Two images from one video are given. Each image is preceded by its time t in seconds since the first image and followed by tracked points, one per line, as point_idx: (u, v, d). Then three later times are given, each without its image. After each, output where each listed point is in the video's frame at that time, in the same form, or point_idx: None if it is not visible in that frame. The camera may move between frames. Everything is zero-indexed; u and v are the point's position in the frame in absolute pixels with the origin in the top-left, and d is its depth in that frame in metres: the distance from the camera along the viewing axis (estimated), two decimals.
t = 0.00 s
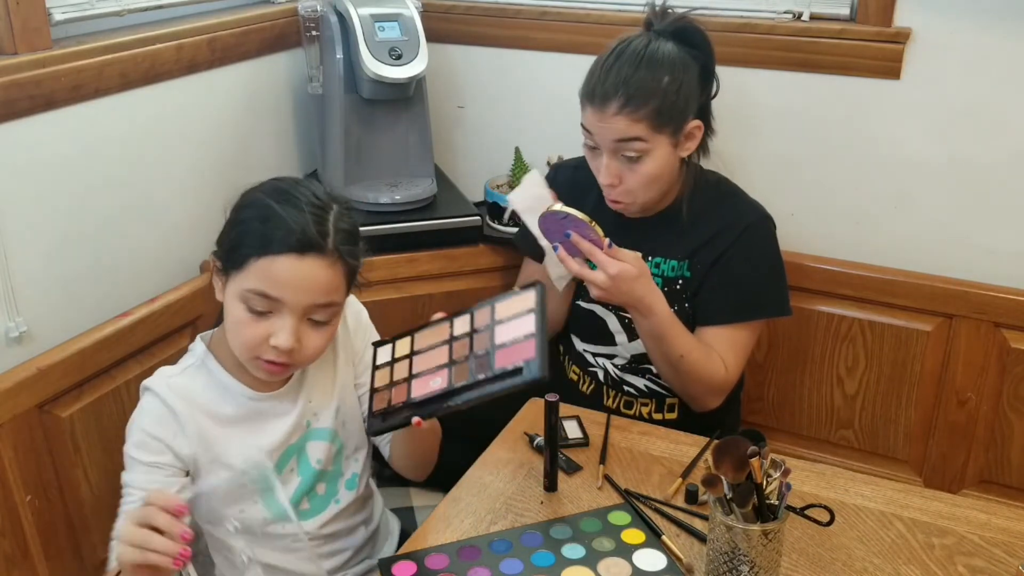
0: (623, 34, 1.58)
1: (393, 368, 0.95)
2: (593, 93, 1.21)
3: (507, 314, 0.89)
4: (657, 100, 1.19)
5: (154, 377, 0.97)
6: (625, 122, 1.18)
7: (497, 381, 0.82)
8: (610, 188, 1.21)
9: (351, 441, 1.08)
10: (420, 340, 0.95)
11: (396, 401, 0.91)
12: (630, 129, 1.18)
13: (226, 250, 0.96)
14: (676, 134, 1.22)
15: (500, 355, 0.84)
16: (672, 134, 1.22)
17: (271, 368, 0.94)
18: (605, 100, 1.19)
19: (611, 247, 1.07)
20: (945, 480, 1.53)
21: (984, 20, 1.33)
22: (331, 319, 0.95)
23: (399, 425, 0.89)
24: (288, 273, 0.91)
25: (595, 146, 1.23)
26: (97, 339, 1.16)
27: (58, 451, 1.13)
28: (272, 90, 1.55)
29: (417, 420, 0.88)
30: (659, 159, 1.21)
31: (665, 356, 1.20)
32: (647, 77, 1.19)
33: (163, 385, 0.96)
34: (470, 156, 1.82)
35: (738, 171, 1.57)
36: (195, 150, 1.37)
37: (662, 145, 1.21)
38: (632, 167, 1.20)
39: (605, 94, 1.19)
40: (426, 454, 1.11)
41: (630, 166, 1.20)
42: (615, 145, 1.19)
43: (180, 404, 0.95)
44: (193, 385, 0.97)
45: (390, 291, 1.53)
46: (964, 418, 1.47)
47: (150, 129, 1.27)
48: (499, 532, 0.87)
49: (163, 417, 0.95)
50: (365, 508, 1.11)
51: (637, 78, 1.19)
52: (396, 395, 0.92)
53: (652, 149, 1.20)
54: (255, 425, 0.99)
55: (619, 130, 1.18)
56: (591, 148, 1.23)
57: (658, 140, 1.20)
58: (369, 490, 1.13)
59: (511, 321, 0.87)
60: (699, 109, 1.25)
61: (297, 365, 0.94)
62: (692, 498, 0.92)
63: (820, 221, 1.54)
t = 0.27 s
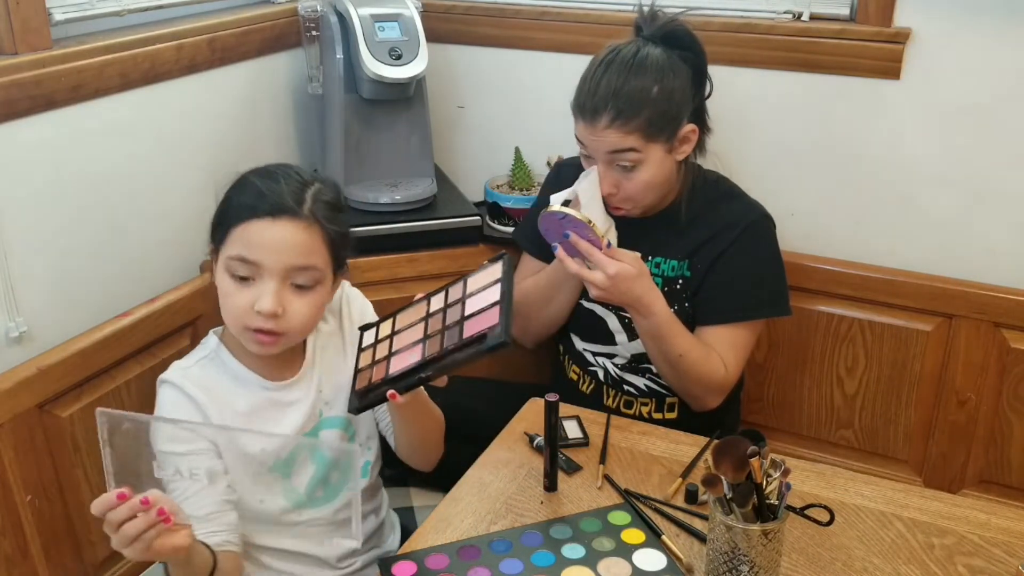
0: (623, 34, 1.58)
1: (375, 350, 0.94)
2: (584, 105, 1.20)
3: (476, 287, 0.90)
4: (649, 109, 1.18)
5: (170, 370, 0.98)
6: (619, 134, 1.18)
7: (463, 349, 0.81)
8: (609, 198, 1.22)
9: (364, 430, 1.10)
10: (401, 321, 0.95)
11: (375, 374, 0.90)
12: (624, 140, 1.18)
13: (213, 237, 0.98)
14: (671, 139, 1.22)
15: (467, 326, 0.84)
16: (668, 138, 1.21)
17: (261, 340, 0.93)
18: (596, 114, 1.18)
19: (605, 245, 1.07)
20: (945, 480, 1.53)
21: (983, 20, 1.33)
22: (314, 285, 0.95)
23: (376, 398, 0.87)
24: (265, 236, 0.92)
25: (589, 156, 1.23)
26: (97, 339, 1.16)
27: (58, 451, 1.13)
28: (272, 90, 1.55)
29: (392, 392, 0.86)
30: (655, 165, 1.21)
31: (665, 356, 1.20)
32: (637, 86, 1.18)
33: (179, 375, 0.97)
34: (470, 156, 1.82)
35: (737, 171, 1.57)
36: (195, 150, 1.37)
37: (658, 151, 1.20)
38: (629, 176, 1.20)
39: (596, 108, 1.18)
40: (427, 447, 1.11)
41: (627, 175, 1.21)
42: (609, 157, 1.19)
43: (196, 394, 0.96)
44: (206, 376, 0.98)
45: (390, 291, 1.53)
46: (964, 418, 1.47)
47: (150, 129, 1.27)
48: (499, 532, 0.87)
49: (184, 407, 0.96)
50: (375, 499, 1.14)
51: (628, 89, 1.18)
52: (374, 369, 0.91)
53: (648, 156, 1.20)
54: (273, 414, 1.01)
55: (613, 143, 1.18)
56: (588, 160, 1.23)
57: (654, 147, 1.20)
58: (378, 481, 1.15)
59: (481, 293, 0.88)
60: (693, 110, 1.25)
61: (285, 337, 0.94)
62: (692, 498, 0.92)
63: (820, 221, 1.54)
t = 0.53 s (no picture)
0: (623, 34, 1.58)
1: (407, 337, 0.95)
2: (581, 118, 1.20)
3: (507, 287, 0.89)
4: (649, 119, 1.18)
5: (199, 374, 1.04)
6: (620, 145, 1.18)
7: (488, 348, 0.81)
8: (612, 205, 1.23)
9: (389, 420, 1.16)
10: (432, 312, 0.95)
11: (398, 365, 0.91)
12: (626, 150, 1.18)
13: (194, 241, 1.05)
14: (672, 142, 1.22)
15: (494, 326, 0.84)
16: (669, 142, 1.21)
17: (265, 305, 0.99)
18: (594, 126, 1.18)
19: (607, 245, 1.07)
20: (945, 480, 1.53)
21: (983, 20, 1.33)
22: (291, 235, 1.02)
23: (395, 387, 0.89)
24: (229, 205, 0.99)
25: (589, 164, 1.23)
26: (98, 340, 1.16)
27: (58, 451, 1.13)
28: (273, 90, 1.55)
29: (414, 383, 0.87)
30: (658, 170, 1.21)
31: (665, 356, 1.20)
32: (634, 96, 1.17)
33: (209, 378, 1.03)
34: (470, 156, 1.82)
35: (737, 171, 1.57)
36: (196, 150, 1.37)
37: (659, 157, 1.21)
38: (632, 183, 1.21)
39: (594, 121, 1.18)
40: (451, 433, 1.16)
41: (630, 182, 1.21)
42: (611, 167, 1.20)
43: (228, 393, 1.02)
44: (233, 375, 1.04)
45: (390, 291, 1.53)
46: (964, 418, 1.47)
47: (150, 129, 1.27)
48: (498, 532, 0.87)
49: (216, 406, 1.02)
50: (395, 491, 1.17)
51: (625, 100, 1.17)
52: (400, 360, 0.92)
53: (650, 163, 1.20)
54: (306, 407, 1.01)
55: (614, 154, 1.18)
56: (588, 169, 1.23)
57: (655, 153, 1.20)
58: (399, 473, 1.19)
59: (509, 293, 0.87)
60: (691, 111, 1.25)
61: (281, 289, 1.00)
62: (692, 498, 0.92)
63: (820, 221, 1.54)
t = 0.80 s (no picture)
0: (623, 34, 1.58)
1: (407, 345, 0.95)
2: (582, 123, 1.19)
3: (502, 284, 0.89)
4: (650, 120, 1.18)
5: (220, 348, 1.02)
6: (623, 148, 1.18)
7: (486, 343, 0.82)
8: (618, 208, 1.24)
9: (398, 427, 1.14)
10: (433, 318, 0.96)
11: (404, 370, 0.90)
12: (630, 153, 1.18)
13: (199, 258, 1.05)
14: (673, 142, 1.22)
15: (492, 321, 0.84)
16: (670, 142, 1.21)
17: (272, 311, 0.99)
18: (597, 131, 1.18)
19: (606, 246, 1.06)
20: (945, 480, 1.53)
21: (983, 20, 1.33)
22: (280, 241, 1.00)
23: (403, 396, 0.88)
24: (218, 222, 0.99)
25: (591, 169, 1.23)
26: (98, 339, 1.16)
27: (58, 451, 1.13)
28: (273, 90, 1.55)
29: (421, 387, 0.87)
30: (661, 170, 1.22)
31: (665, 358, 1.20)
32: (634, 99, 1.17)
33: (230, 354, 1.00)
34: (470, 156, 1.82)
35: (737, 171, 1.57)
36: (196, 150, 1.37)
37: (662, 157, 1.21)
38: (637, 184, 1.21)
39: (595, 127, 1.18)
40: (454, 445, 1.15)
41: (635, 184, 1.21)
42: (616, 170, 1.19)
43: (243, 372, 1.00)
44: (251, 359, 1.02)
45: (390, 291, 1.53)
46: (964, 418, 1.47)
47: (150, 129, 1.27)
48: (498, 532, 0.87)
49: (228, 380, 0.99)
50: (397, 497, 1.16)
51: (625, 103, 1.17)
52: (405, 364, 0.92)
53: (653, 163, 1.20)
54: (308, 400, 1.03)
55: (618, 158, 1.18)
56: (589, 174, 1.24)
57: (658, 154, 1.20)
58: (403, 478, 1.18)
59: (504, 290, 0.88)
60: (689, 110, 1.25)
61: (280, 296, 0.98)
62: (692, 498, 0.92)
63: (820, 221, 1.54)
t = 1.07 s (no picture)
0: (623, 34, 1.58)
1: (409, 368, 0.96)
2: (583, 120, 1.19)
3: (497, 340, 0.92)
4: (652, 113, 1.18)
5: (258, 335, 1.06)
6: (628, 141, 1.17)
7: (456, 395, 0.84)
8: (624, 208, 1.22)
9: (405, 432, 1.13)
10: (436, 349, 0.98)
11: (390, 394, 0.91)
12: (634, 146, 1.17)
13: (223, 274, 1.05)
14: (674, 136, 1.22)
15: (473, 376, 0.86)
16: (671, 137, 1.21)
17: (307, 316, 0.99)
18: (600, 126, 1.17)
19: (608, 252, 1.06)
20: (945, 480, 1.53)
21: (983, 20, 1.33)
22: (306, 243, 1.01)
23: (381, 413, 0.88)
24: (242, 231, 1.00)
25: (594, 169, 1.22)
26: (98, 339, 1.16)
27: (58, 451, 1.13)
28: (272, 90, 1.55)
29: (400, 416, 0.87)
30: (664, 164, 1.22)
31: (665, 359, 1.20)
32: (634, 93, 1.17)
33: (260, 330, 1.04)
34: (470, 156, 1.82)
35: (737, 171, 1.57)
36: (196, 150, 1.37)
37: (664, 150, 1.21)
38: (641, 180, 1.21)
39: (598, 122, 1.17)
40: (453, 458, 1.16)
41: (639, 180, 1.21)
42: (621, 165, 1.19)
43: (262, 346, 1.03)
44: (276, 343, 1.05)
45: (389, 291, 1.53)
46: (964, 418, 1.47)
47: (150, 129, 1.27)
48: (499, 532, 0.87)
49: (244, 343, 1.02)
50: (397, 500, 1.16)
51: (626, 97, 1.17)
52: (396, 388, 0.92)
53: (656, 157, 1.20)
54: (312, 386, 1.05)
55: (623, 151, 1.17)
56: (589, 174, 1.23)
57: (660, 147, 1.20)
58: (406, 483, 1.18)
59: (495, 347, 0.90)
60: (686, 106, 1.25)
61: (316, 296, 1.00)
62: (692, 498, 0.92)
63: (820, 221, 1.54)
